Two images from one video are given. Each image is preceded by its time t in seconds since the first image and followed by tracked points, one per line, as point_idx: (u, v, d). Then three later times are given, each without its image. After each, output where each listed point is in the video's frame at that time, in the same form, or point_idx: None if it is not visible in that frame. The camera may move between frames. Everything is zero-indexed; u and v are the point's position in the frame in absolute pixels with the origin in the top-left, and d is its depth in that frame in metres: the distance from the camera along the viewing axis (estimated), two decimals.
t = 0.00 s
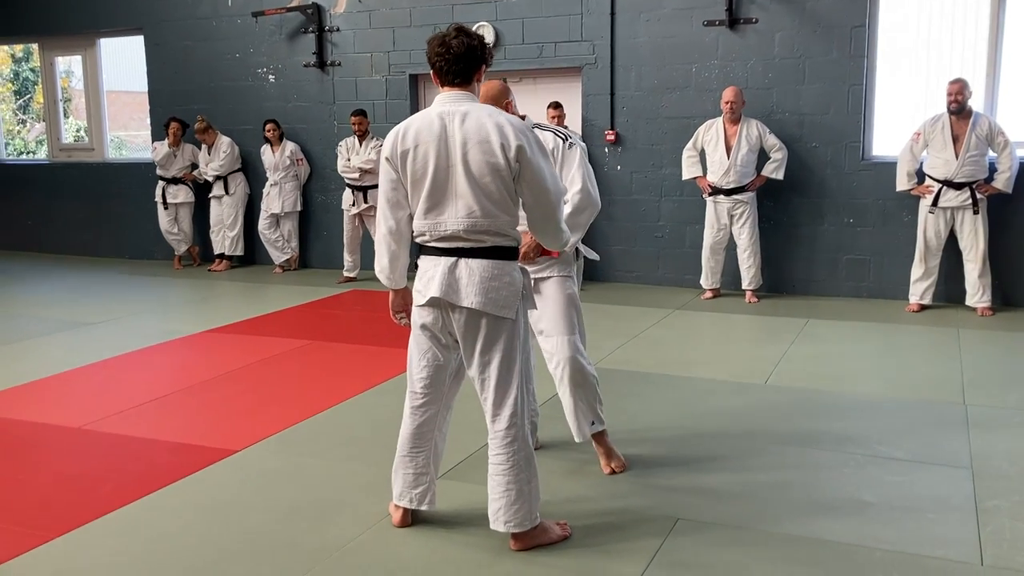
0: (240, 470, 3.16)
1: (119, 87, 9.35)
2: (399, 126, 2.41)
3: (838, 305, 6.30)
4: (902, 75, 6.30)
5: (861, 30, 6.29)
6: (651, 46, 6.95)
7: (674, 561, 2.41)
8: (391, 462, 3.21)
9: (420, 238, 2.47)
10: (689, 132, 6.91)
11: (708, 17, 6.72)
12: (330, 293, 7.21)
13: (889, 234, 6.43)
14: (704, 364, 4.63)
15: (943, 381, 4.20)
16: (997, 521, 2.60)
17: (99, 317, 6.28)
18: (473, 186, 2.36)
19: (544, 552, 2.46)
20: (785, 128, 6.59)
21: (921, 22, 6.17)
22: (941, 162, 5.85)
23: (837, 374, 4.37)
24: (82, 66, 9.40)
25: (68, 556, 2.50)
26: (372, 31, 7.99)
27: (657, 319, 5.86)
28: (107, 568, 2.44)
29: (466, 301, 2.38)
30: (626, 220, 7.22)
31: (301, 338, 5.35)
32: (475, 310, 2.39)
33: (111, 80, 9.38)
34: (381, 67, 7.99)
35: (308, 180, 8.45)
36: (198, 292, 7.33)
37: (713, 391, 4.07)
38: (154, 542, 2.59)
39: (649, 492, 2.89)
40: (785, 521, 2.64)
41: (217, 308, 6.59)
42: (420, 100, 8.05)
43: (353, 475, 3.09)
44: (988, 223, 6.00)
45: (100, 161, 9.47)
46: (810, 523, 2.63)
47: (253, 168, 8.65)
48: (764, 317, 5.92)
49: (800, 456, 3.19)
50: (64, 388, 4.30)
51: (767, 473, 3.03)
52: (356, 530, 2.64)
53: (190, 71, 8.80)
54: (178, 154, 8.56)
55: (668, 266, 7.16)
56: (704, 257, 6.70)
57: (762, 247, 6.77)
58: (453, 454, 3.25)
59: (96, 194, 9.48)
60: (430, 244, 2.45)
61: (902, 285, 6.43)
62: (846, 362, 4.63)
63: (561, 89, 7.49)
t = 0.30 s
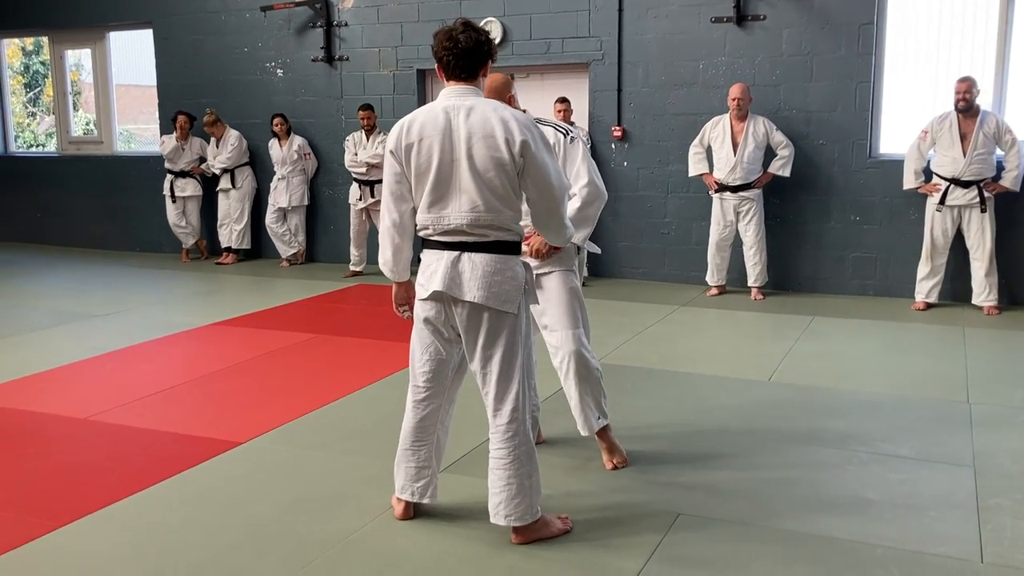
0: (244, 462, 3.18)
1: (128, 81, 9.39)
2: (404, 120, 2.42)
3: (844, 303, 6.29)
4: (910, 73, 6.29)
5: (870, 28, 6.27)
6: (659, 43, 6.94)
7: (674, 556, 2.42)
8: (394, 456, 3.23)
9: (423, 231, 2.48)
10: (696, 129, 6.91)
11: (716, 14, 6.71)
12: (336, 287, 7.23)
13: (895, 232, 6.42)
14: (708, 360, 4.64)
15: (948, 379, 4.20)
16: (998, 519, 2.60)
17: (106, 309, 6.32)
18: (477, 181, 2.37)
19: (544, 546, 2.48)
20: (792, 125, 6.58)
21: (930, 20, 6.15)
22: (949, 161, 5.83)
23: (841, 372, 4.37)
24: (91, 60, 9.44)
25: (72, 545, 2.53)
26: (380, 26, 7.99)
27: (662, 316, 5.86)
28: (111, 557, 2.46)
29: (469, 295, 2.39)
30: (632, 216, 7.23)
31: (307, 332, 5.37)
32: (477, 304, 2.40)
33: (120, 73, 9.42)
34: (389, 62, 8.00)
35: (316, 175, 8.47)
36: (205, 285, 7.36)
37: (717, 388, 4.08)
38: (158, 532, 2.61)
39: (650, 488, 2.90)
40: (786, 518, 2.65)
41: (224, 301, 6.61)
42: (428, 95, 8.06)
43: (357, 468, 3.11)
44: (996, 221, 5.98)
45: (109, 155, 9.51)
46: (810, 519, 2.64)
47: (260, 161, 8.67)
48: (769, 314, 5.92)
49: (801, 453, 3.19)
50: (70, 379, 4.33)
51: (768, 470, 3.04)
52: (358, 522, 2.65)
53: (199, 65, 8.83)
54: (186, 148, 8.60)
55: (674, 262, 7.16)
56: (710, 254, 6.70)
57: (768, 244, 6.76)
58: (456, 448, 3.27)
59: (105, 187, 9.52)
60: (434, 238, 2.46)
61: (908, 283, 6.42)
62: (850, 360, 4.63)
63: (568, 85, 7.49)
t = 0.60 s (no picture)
0: (245, 455, 3.19)
1: (134, 76, 9.41)
2: (407, 114, 2.42)
3: (846, 303, 6.29)
4: (915, 73, 6.27)
5: (875, 27, 6.26)
6: (664, 41, 6.94)
7: (672, 552, 2.43)
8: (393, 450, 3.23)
9: (424, 226, 2.48)
10: (701, 127, 6.90)
11: (721, 12, 6.71)
12: (339, 283, 7.24)
13: (899, 233, 6.41)
14: (709, 359, 4.64)
15: (949, 379, 4.20)
16: (996, 519, 2.61)
17: (110, 303, 6.33)
18: (479, 177, 2.38)
19: (542, 541, 2.48)
20: (797, 125, 6.57)
21: (935, 20, 6.13)
22: (953, 162, 5.82)
23: (843, 372, 4.37)
24: (98, 54, 9.46)
25: (72, 536, 2.54)
26: (386, 23, 8.00)
27: (665, 314, 5.87)
28: (109, 548, 2.47)
29: (469, 290, 2.40)
30: (635, 214, 7.23)
31: (309, 327, 5.38)
32: (477, 300, 2.41)
33: (126, 68, 9.44)
34: (394, 59, 8.01)
35: (320, 170, 8.48)
36: (208, 279, 7.38)
37: (717, 386, 4.08)
38: (158, 523, 2.63)
39: (649, 485, 2.90)
40: (784, 516, 2.66)
41: (227, 296, 6.63)
42: (432, 92, 8.06)
43: (356, 462, 3.12)
44: (999, 222, 5.97)
45: (114, 149, 9.53)
46: (808, 517, 2.65)
47: (265, 157, 8.68)
48: (772, 314, 5.92)
49: (801, 452, 3.20)
50: (73, 372, 4.34)
51: (767, 468, 3.04)
52: (357, 516, 2.66)
53: (204, 59, 8.84)
54: (190, 143, 8.62)
55: (677, 261, 7.16)
56: (713, 253, 6.69)
57: (771, 244, 6.76)
58: (456, 443, 3.28)
59: (110, 181, 9.55)
60: (434, 233, 2.47)
61: (911, 284, 6.41)
62: (852, 359, 4.62)
63: (573, 82, 7.49)
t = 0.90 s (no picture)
0: (246, 449, 3.20)
1: (140, 69, 9.42)
2: (412, 108, 2.42)
3: (850, 303, 6.28)
4: (922, 74, 6.25)
5: (882, 27, 6.24)
6: (670, 39, 6.92)
7: (671, 551, 2.43)
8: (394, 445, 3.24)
9: (425, 221, 2.48)
10: (706, 126, 6.89)
11: (728, 11, 6.69)
12: (342, 278, 7.24)
13: (903, 234, 6.39)
14: (712, 358, 4.64)
15: (951, 381, 4.19)
16: (996, 521, 2.60)
17: (114, 296, 6.34)
18: (484, 174, 2.38)
19: (541, 539, 2.49)
20: (802, 124, 6.56)
21: (942, 21, 6.11)
22: (958, 163, 5.79)
23: (845, 372, 4.36)
24: (104, 47, 9.46)
25: (72, 528, 2.55)
26: (392, 19, 8.00)
27: (668, 313, 5.87)
28: (109, 541, 2.47)
29: (469, 288, 2.39)
30: (639, 212, 7.22)
31: (311, 322, 5.38)
32: (477, 297, 2.41)
33: (132, 61, 9.44)
34: (399, 54, 8.01)
35: (324, 166, 8.49)
36: (212, 274, 7.39)
37: (719, 386, 4.08)
38: (158, 516, 2.63)
39: (648, 484, 2.90)
40: (784, 516, 2.65)
41: (230, 290, 6.64)
42: (437, 88, 8.06)
43: (357, 457, 3.12)
44: (1004, 224, 5.96)
45: (119, 142, 9.54)
46: (808, 518, 2.64)
47: (270, 152, 8.69)
48: (774, 313, 5.91)
49: (801, 452, 3.19)
50: (75, 365, 4.35)
51: (767, 468, 3.04)
52: (356, 511, 2.67)
53: (210, 54, 8.85)
54: (195, 137, 8.62)
55: (681, 259, 7.15)
56: (716, 252, 6.68)
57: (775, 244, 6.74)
58: (456, 440, 3.28)
59: (115, 174, 9.56)
60: (435, 229, 2.47)
61: (915, 285, 6.40)
62: (855, 360, 4.62)
63: (578, 80, 7.47)
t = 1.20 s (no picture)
0: (246, 446, 3.21)
1: (143, 65, 9.43)
2: (415, 108, 2.44)
3: (849, 305, 6.29)
4: (924, 77, 6.26)
5: (884, 30, 6.25)
6: (672, 40, 6.93)
7: (669, 552, 2.44)
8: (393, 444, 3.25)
9: (426, 220, 2.49)
10: (707, 127, 6.90)
11: (730, 12, 6.70)
12: (342, 276, 7.25)
13: (904, 236, 6.40)
14: (711, 359, 4.65)
15: (950, 384, 4.20)
16: (993, 525, 2.61)
17: (115, 292, 6.35)
18: (486, 173, 2.38)
19: (540, 538, 2.50)
20: (804, 126, 6.56)
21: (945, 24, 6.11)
22: (959, 167, 5.80)
23: (844, 375, 4.37)
24: (107, 43, 9.47)
25: (72, 523, 2.56)
26: (395, 17, 8.00)
27: (668, 313, 5.88)
28: (109, 536, 2.48)
29: (470, 287, 2.40)
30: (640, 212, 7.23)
31: (311, 319, 5.39)
32: (478, 296, 2.42)
33: (135, 57, 9.45)
34: (401, 53, 8.01)
35: (326, 163, 8.49)
36: (212, 270, 7.40)
37: (718, 387, 4.09)
38: (158, 512, 2.64)
39: (646, 484, 2.91)
40: (781, 518, 2.67)
41: (231, 287, 6.65)
42: (440, 87, 8.06)
43: (356, 455, 3.13)
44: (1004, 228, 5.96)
45: (121, 138, 9.55)
46: (806, 520, 2.66)
47: (272, 149, 8.70)
48: (774, 315, 5.92)
49: (799, 454, 3.20)
50: (75, 360, 4.36)
51: (765, 470, 3.05)
52: (356, 509, 2.68)
53: (213, 50, 8.86)
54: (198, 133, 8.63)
55: (681, 260, 7.16)
56: (717, 253, 6.69)
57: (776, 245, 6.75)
58: (455, 439, 3.29)
59: (117, 170, 9.57)
60: (436, 228, 2.48)
61: (914, 287, 6.41)
62: (853, 363, 4.62)
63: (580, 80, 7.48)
